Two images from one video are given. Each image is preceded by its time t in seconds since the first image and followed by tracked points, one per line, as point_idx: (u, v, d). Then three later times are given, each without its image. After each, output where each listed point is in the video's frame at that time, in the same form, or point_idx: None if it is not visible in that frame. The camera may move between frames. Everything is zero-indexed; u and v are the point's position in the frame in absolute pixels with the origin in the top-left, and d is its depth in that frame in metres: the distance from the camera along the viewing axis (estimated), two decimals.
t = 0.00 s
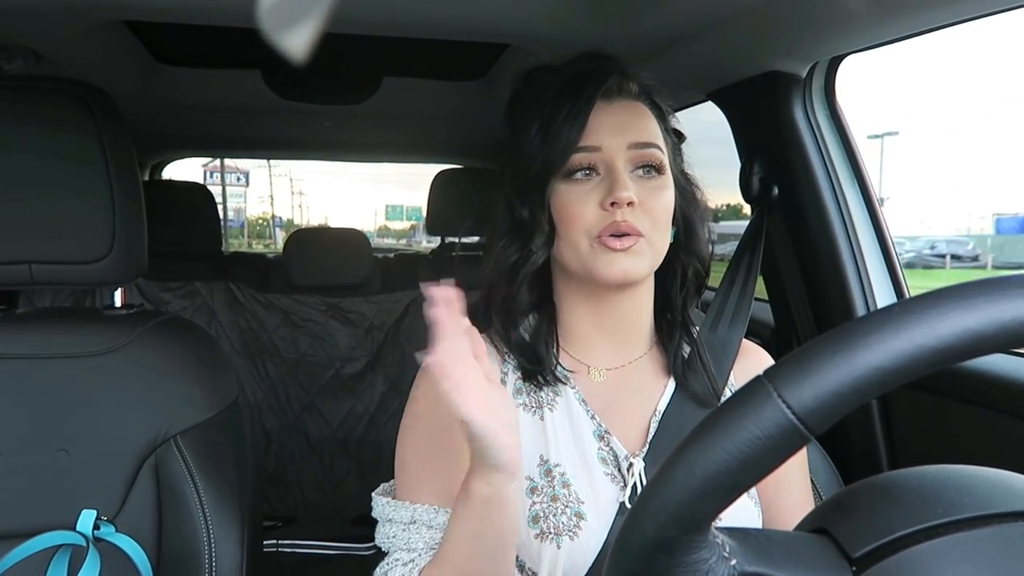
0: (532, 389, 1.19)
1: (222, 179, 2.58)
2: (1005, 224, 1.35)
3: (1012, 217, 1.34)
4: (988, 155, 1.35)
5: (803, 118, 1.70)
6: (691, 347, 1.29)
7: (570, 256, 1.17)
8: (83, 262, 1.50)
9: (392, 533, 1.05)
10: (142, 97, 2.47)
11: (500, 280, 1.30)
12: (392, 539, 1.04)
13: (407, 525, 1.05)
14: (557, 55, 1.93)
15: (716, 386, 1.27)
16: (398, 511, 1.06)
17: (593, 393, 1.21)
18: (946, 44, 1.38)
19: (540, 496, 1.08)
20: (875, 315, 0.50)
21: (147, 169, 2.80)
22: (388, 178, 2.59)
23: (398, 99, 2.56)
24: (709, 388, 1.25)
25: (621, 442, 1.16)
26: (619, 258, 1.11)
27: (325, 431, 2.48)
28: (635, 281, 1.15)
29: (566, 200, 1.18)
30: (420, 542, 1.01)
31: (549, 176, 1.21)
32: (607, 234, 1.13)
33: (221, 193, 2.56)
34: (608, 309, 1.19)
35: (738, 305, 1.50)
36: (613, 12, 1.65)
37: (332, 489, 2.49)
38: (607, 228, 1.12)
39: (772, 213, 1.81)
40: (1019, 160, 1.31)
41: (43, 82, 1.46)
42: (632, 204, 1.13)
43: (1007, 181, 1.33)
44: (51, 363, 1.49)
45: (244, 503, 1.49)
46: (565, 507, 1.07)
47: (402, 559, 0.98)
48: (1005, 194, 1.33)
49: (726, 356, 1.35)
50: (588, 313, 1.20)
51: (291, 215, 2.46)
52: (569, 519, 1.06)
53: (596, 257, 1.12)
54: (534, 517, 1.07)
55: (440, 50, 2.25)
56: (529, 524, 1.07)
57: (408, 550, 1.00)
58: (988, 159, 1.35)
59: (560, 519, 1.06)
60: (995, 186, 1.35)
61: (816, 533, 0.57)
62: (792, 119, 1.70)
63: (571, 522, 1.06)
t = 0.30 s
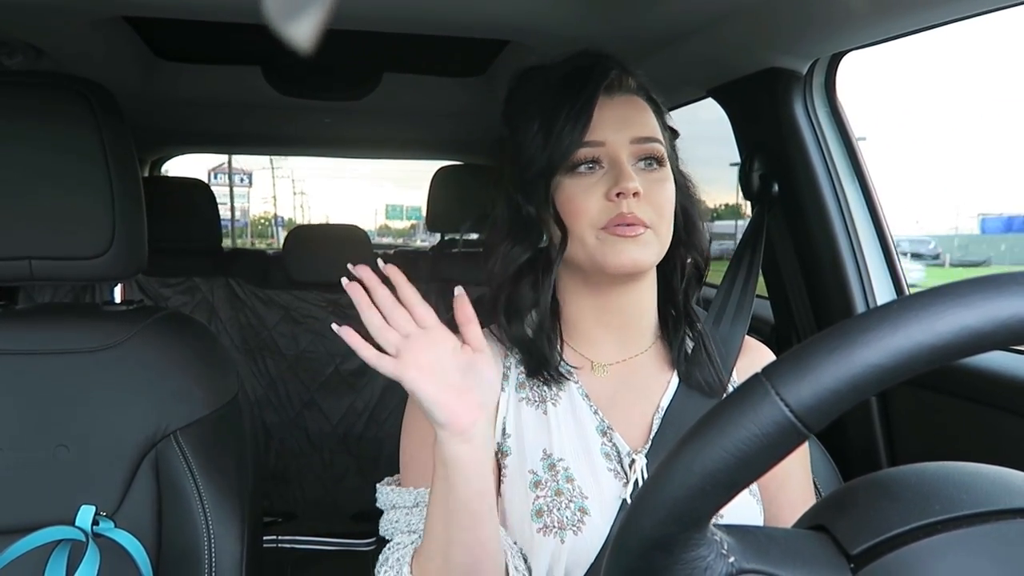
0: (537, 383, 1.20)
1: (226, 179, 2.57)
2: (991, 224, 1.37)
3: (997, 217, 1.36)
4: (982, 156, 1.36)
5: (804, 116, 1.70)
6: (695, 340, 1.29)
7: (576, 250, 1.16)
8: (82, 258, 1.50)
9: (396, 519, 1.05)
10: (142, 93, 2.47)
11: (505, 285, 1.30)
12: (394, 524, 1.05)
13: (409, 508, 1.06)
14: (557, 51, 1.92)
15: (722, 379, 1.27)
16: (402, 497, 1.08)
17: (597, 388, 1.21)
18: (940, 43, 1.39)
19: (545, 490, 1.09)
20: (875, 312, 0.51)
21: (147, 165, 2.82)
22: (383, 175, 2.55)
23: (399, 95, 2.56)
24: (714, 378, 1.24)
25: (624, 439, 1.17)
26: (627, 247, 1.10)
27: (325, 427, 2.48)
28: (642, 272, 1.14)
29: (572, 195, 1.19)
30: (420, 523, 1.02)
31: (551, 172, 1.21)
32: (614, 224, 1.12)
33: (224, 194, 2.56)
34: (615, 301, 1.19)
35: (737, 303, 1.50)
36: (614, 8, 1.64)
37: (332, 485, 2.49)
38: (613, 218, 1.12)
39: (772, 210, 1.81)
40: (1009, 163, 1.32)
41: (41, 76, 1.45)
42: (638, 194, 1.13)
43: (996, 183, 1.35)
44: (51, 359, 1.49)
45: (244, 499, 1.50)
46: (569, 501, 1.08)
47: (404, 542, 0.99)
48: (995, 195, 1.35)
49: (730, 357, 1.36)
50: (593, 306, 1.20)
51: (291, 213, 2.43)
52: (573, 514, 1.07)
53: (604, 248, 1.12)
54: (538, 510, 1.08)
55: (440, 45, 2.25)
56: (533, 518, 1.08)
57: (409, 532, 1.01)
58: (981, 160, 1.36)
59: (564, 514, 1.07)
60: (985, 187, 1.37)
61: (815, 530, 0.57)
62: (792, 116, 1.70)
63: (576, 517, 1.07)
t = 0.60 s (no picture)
0: (535, 380, 1.19)
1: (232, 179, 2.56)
2: (978, 225, 1.39)
3: (984, 218, 1.38)
4: (975, 155, 1.37)
5: (805, 112, 1.70)
6: (692, 338, 1.30)
7: (575, 249, 1.16)
8: (83, 254, 1.50)
9: (403, 509, 1.01)
10: (142, 88, 2.47)
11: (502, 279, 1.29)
12: (401, 515, 1.00)
13: (420, 502, 1.01)
14: (558, 48, 1.92)
15: (720, 378, 1.27)
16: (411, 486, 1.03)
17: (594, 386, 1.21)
18: (943, 42, 1.39)
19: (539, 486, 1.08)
20: (867, 313, 0.51)
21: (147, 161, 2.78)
22: (387, 174, 2.53)
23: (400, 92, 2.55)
24: (713, 378, 1.26)
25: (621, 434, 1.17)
26: (627, 247, 1.10)
27: (325, 423, 2.48)
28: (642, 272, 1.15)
29: (572, 193, 1.18)
30: (434, 520, 0.98)
31: (552, 170, 1.21)
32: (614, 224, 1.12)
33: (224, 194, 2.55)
34: (615, 301, 1.19)
35: (739, 300, 1.50)
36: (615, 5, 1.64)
37: (332, 482, 2.50)
38: (612, 217, 1.12)
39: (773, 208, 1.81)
40: (999, 165, 1.34)
41: (42, 72, 1.45)
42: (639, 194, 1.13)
43: (988, 183, 1.36)
44: (51, 355, 1.49)
45: (244, 495, 1.50)
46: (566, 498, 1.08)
47: (413, 538, 0.95)
48: (988, 196, 1.37)
49: (729, 346, 1.36)
50: (591, 305, 1.20)
51: (293, 213, 2.43)
52: (570, 512, 1.07)
53: (604, 247, 1.12)
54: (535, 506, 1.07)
55: (442, 42, 2.25)
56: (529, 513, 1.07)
57: (420, 530, 0.96)
58: (973, 159, 1.37)
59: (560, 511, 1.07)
60: (977, 187, 1.38)
61: (810, 531, 0.58)
62: (795, 114, 1.70)
63: (573, 514, 1.07)
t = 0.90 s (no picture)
0: (538, 377, 1.19)
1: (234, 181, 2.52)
2: (966, 226, 1.41)
3: (972, 220, 1.40)
4: (975, 156, 1.37)
5: (806, 110, 1.70)
6: (699, 337, 1.29)
7: (581, 248, 1.17)
8: (85, 254, 1.50)
9: (395, 508, 1.04)
10: (144, 88, 2.47)
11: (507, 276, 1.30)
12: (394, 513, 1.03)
13: (412, 497, 1.05)
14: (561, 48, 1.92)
15: (726, 377, 1.28)
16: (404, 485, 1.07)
17: (600, 382, 1.21)
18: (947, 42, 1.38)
19: (546, 483, 1.09)
20: (869, 313, 0.51)
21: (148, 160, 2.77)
22: (387, 178, 2.50)
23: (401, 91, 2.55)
24: (716, 379, 1.25)
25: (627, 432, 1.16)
26: (633, 247, 1.11)
27: (327, 423, 2.48)
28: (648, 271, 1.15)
29: (577, 191, 1.18)
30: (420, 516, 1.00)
31: (558, 169, 1.20)
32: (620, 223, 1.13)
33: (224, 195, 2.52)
34: (621, 300, 1.20)
35: (743, 300, 1.50)
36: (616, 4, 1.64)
37: (333, 482, 2.50)
38: (617, 215, 1.12)
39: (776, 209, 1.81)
40: (992, 167, 1.35)
41: (44, 73, 1.45)
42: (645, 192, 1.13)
43: (983, 184, 1.37)
44: (52, 355, 1.49)
45: (245, 495, 1.50)
46: (571, 496, 1.08)
47: (400, 534, 0.97)
48: (982, 197, 1.37)
49: (733, 350, 1.37)
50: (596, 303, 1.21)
51: (293, 213, 2.42)
52: (576, 508, 1.07)
53: (609, 246, 1.12)
54: (539, 504, 1.08)
55: (444, 41, 2.24)
56: (534, 512, 1.08)
57: (408, 525, 0.99)
58: (973, 161, 1.37)
59: (565, 508, 1.07)
60: (972, 187, 1.39)
61: (812, 532, 0.58)
62: (797, 114, 1.70)
63: (578, 511, 1.07)
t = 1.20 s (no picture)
0: (537, 382, 1.19)
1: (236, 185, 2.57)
2: (956, 227, 1.44)
3: (962, 221, 1.42)
4: (976, 160, 1.37)
5: (806, 112, 1.70)
6: (700, 338, 1.29)
7: (571, 252, 1.17)
8: (87, 256, 1.50)
9: (398, 522, 1.03)
10: (146, 91, 2.47)
11: (503, 282, 1.28)
12: (396, 528, 1.02)
13: (415, 514, 1.03)
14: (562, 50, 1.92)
15: (725, 379, 1.29)
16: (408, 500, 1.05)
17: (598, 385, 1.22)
18: (950, 42, 1.37)
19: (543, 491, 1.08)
20: (871, 314, 0.51)
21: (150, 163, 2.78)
22: (387, 180, 2.53)
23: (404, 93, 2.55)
24: (716, 382, 1.27)
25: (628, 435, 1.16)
26: (620, 249, 1.10)
27: (328, 425, 2.48)
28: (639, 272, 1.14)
29: (564, 195, 1.18)
30: (428, 535, 1.00)
31: (546, 172, 1.20)
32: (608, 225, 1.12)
33: (227, 198, 2.55)
34: (616, 302, 1.19)
35: (744, 302, 1.50)
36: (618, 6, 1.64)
37: (335, 484, 2.50)
38: (603, 218, 1.12)
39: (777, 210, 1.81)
40: (987, 170, 1.36)
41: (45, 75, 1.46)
42: (631, 193, 1.12)
43: (979, 188, 1.38)
44: (55, 357, 1.49)
45: (247, 497, 1.50)
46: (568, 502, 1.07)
47: (409, 552, 0.97)
48: (976, 200, 1.39)
49: (733, 347, 1.37)
50: (591, 305, 1.21)
51: (295, 215, 2.42)
52: (572, 515, 1.07)
53: (596, 249, 1.12)
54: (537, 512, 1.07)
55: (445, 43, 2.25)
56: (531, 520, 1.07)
57: (414, 543, 0.98)
58: (973, 164, 1.38)
59: (562, 515, 1.07)
60: (968, 191, 1.40)
61: (814, 533, 0.57)
62: (798, 115, 1.70)
63: (575, 518, 1.07)
